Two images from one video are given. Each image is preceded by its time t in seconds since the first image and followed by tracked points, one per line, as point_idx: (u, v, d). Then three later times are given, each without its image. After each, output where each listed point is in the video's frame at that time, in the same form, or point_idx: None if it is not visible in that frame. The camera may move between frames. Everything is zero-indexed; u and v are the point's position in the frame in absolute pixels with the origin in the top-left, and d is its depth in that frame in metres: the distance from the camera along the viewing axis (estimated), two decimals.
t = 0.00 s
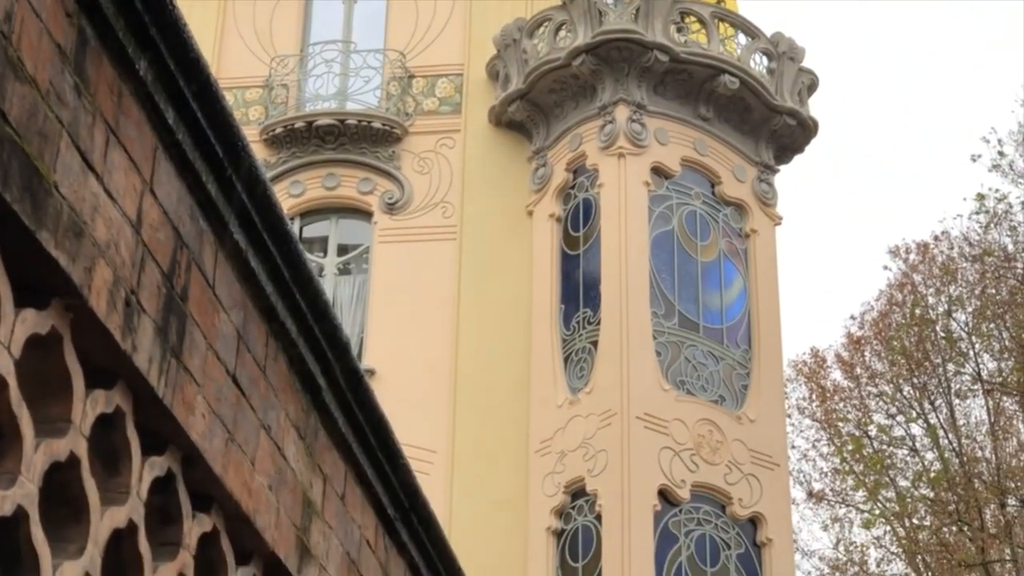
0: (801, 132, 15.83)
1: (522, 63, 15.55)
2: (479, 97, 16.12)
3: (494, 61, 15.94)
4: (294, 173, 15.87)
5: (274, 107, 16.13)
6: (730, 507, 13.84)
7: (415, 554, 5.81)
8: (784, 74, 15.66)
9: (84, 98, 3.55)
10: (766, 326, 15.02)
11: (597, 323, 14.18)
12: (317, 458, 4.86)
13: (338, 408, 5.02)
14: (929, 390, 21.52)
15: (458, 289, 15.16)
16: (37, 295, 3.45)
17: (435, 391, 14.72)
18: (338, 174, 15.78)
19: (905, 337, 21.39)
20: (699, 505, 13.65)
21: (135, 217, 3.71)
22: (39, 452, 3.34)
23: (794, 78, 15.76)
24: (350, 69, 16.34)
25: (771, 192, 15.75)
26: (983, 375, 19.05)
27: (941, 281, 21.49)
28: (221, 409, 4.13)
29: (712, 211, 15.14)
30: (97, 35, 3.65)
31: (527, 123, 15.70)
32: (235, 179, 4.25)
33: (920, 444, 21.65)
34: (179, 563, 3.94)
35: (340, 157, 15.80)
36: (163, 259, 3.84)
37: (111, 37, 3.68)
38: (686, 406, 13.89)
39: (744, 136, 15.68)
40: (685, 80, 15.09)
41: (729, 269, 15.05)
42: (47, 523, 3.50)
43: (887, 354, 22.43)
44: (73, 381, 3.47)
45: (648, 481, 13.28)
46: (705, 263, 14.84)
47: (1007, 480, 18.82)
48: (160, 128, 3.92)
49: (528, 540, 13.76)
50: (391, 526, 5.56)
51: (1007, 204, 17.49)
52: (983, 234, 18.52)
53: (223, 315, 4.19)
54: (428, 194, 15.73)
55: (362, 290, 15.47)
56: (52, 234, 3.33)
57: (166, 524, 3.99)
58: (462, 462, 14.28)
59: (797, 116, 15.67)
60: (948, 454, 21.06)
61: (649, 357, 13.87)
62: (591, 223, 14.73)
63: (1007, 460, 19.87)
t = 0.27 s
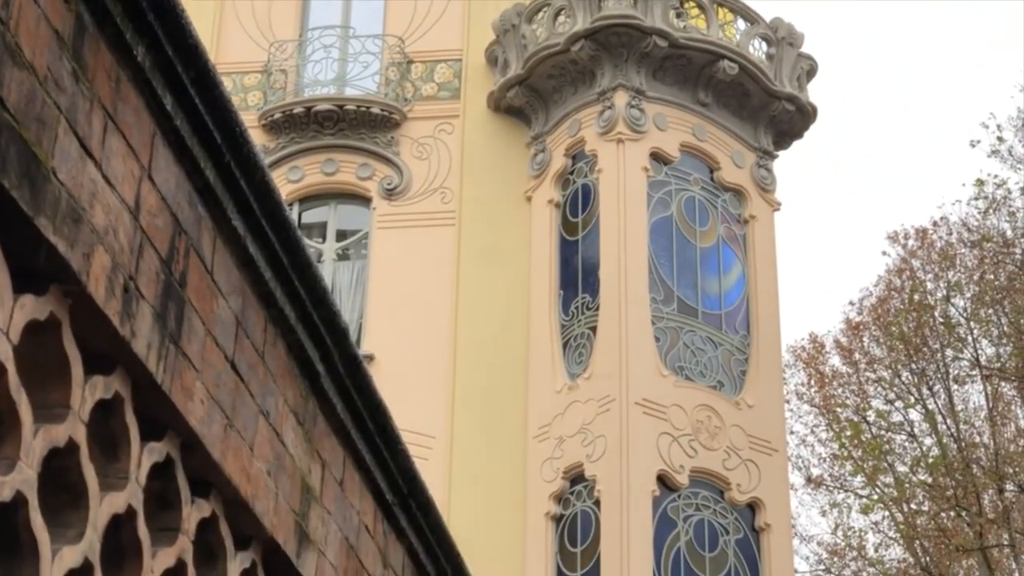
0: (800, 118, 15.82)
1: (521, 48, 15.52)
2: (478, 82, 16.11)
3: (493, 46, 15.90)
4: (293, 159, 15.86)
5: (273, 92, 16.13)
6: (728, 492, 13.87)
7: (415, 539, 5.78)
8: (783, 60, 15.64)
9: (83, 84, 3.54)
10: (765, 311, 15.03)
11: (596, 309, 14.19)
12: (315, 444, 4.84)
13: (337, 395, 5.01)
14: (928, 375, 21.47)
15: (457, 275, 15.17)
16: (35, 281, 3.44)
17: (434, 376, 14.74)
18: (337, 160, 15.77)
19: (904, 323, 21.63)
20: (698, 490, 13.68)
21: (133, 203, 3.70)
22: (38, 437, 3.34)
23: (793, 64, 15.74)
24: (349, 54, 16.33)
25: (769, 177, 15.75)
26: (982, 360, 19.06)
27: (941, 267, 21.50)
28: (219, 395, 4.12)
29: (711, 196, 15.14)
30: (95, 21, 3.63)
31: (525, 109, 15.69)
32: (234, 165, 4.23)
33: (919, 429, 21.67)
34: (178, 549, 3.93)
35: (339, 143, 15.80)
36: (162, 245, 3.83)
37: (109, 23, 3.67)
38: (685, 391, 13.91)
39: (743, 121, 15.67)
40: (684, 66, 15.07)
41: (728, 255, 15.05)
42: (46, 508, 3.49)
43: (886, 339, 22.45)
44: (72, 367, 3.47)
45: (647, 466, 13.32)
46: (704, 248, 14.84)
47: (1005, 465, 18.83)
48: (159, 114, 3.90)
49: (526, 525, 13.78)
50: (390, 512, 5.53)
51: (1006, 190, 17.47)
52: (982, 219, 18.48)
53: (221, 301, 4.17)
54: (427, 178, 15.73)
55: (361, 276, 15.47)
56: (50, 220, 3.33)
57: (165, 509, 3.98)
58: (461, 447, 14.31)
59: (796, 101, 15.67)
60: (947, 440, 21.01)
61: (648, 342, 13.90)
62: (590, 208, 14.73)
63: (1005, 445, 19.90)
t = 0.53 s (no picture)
0: (799, 104, 15.81)
1: (521, 34, 15.49)
2: (477, 69, 16.09)
3: (493, 33, 15.87)
4: (292, 146, 15.86)
5: (272, 79, 16.11)
6: (727, 479, 13.90)
7: (414, 525, 5.74)
8: (783, 46, 15.63)
9: (81, 70, 3.43)
10: (764, 298, 15.03)
11: (596, 296, 14.17)
12: (315, 430, 4.77)
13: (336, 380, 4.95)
14: (927, 363, 21.54)
15: (457, 261, 15.17)
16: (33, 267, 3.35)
17: (434, 364, 14.76)
18: (336, 147, 15.77)
19: (904, 310, 21.47)
20: (697, 477, 13.70)
21: (132, 189, 3.60)
22: (37, 424, 3.25)
23: (793, 51, 15.73)
24: (348, 41, 16.30)
25: (769, 164, 15.74)
26: (981, 348, 19.09)
27: (941, 255, 21.50)
28: (219, 382, 4.03)
29: (710, 183, 15.13)
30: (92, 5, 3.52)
31: (525, 96, 15.66)
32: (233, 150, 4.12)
33: (918, 416, 21.69)
34: (178, 536, 3.85)
35: (338, 129, 15.80)
36: (161, 232, 3.73)
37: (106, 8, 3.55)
38: (684, 378, 13.93)
39: (743, 108, 15.66)
40: (684, 53, 15.04)
41: (728, 242, 15.04)
42: (45, 494, 3.40)
43: (886, 327, 22.46)
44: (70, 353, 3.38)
45: (647, 454, 13.33)
46: (703, 235, 14.83)
47: (1004, 452, 18.87)
48: (157, 100, 3.79)
49: (526, 512, 13.80)
50: (388, 499, 5.48)
51: (1005, 177, 17.46)
52: (982, 207, 18.46)
53: (221, 288, 4.08)
54: (427, 166, 15.73)
55: (361, 263, 15.47)
56: (49, 206, 3.23)
57: (166, 496, 3.89)
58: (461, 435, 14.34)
59: (796, 88, 15.65)
60: (947, 427, 21.01)
61: (647, 329, 13.90)
62: (590, 195, 14.70)
63: (1005, 433, 19.94)
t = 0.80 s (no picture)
0: (798, 91, 15.81)
1: (520, 20, 15.47)
2: (475, 55, 16.08)
3: (492, 19, 15.85)
4: (291, 132, 15.84)
5: (270, 65, 16.09)
6: (726, 466, 13.92)
7: (412, 512, 5.70)
8: (782, 33, 15.62)
9: (76, 54, 3.34)
10: (763, 284, 15.04)
11: (594, 282, 14.18)
12: (312, 416, 4.73)
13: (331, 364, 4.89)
14: (925, 348, 21.57)
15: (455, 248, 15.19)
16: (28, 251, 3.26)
17: (432, 350, 14.78)
18: (335, 133, 15.77)
19: (901, 297, 21.52)
20: (695, 464, 13.72)
21: (128, 173, 3.51)
22: (33, 409, 3.17)
23: (792, 37, 15.73)
24: (346, 27, 16.28)
25: (768, 151, 15.73)
26: (980, 334, 19.14)
27: (940, 241, 21.50)
28: (216, 367, 3.98)
29: (709, 170, 15.12)
30: None
31: (524, 82, 15.65)
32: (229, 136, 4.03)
33: (916, 402, 21.72)
34: (175, 521, 3.80)
35: (336, 116, 15.80)
36: (158, 217, 3.64)
37: None
38: (683, 365, 13.94)
39: (741, 94, 15.65)
40: (683, 39, 15.02)
41: (727, 228, 15.04)
42: (41, 479, 3.33)
43: (884, 313, 22.49)
44: (67, 338, 3.30)
45: (645, 440, 13.36)
46: (702, 222, 14.83)
47: (1002, 439, 18.93)
48: (154, 85, 3.70)
49: (525, 498, 13.82)
50: (387, 485, 5.43)
51: (1004, 163, 17.46)
52: (980, 193, 18.46)
53: (217, 274, 4.00)
54: (425, 153, 15.75)
55: (359, 249, 15.48)
56: (44, 191, 3.15)
57: (163, 481, 3.84)
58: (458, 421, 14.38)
59: (794, 75, 15.65)
60: (945, 413, 21.05)
61: (645, 316, 13.92)
62: (589, 181, 14.69)
63: (1003, 419, 19.99)
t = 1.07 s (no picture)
0: (797, 77, 15.82)
1: (519, 6, 15.46)
2: (474, 40, 16.06)
3: (491, 4, 15.83)
4: (290, 118, 15.82)
5: (269, 50, 16.08)
6: (724, 452, 13.96)
7: (410, 496, 5.69)
8: (780, 19, 15.67)
9: (72, 38, 3.32)
10: (762, 269, 15.04)
11: (593, 268, 14.18)
12: (309, 400, 4.71)
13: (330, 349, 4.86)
14: (924, 334, 21.54)
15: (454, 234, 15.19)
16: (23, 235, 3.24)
17: (431, 336, 14.80)
18: (334, 119, 15.75)
19: (901, 283, 21.55)
20: (694, 450, 13.75)
21: (124, 157, 3.50)
22: (29, 393, 3.15)
23: (791, 23, 15.77)
24: (345, 13, 16.22)
25: (767, 137, 15.71)
26: (979, 320, 19.12)
27: (939, 227, 21.48)
28: (212, 352, 3.96)
29: (708, 156, 15.10)
30: None
31: (522, 68, 15.63)
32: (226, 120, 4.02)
33: (915, 388, 21.74)
34: (171, 506, 3.78)
35: (336, 102, 15.76)
36: (154, 201, 3.63)
37: None
38: (682, 350, 13.96)
39: (741, 80, 15.63)
40: (682, 25, 14.99)
41: (725, 214, 15.03)
42: (38, 463, 3.31)
43: (883, 299, 22.50)
44: (63, 322, 3.28)
45: (644, 426, 13.39)
46: (701, 208, 14.82)
47: (1001, 425, 18.94)
48: (150, 68, 3.68)
49: (524, 483, 13.86)
50: (385, 470, 5.42)
51: (1003, 148, 17.45)
52: (980, 179, 18.44)
53: (214, 258, 3.98)
54: (424, 138, 15.74)
55: (358, 235, 15.48)
56: (40, 174, 3.13)
57: (159, 465, 3.81)
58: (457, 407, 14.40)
59: (793, 60, 15.66)
60: (943, 399, 21.08)
61: (644, 301, 13.92)
62: (587, 167, 14.69)
63: (1001, 405, 20.00)
